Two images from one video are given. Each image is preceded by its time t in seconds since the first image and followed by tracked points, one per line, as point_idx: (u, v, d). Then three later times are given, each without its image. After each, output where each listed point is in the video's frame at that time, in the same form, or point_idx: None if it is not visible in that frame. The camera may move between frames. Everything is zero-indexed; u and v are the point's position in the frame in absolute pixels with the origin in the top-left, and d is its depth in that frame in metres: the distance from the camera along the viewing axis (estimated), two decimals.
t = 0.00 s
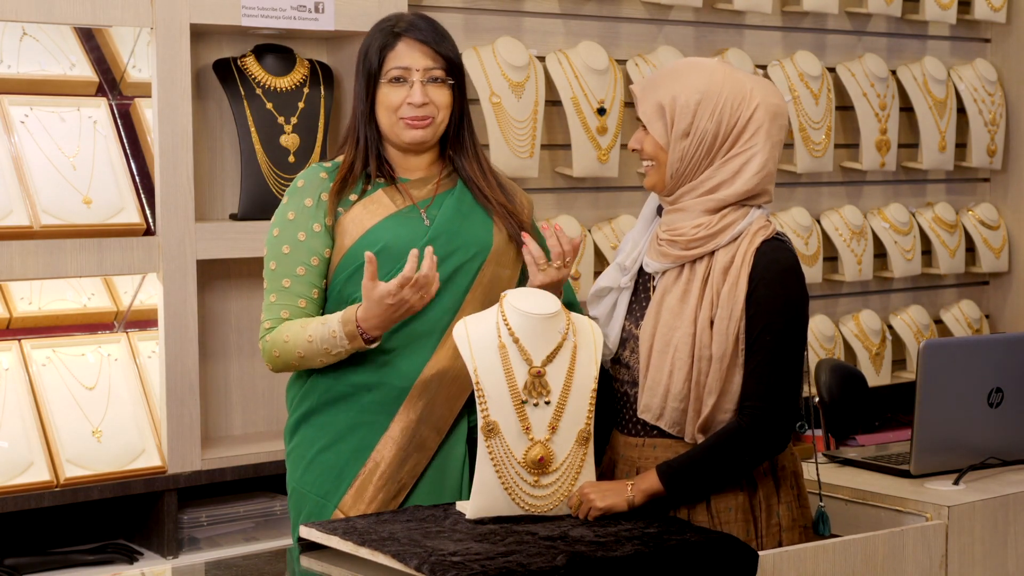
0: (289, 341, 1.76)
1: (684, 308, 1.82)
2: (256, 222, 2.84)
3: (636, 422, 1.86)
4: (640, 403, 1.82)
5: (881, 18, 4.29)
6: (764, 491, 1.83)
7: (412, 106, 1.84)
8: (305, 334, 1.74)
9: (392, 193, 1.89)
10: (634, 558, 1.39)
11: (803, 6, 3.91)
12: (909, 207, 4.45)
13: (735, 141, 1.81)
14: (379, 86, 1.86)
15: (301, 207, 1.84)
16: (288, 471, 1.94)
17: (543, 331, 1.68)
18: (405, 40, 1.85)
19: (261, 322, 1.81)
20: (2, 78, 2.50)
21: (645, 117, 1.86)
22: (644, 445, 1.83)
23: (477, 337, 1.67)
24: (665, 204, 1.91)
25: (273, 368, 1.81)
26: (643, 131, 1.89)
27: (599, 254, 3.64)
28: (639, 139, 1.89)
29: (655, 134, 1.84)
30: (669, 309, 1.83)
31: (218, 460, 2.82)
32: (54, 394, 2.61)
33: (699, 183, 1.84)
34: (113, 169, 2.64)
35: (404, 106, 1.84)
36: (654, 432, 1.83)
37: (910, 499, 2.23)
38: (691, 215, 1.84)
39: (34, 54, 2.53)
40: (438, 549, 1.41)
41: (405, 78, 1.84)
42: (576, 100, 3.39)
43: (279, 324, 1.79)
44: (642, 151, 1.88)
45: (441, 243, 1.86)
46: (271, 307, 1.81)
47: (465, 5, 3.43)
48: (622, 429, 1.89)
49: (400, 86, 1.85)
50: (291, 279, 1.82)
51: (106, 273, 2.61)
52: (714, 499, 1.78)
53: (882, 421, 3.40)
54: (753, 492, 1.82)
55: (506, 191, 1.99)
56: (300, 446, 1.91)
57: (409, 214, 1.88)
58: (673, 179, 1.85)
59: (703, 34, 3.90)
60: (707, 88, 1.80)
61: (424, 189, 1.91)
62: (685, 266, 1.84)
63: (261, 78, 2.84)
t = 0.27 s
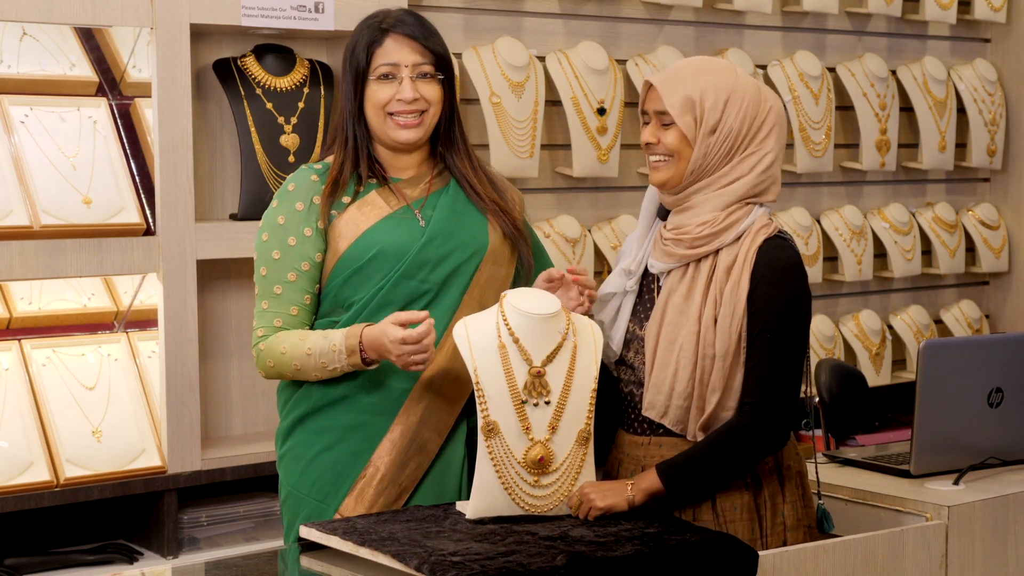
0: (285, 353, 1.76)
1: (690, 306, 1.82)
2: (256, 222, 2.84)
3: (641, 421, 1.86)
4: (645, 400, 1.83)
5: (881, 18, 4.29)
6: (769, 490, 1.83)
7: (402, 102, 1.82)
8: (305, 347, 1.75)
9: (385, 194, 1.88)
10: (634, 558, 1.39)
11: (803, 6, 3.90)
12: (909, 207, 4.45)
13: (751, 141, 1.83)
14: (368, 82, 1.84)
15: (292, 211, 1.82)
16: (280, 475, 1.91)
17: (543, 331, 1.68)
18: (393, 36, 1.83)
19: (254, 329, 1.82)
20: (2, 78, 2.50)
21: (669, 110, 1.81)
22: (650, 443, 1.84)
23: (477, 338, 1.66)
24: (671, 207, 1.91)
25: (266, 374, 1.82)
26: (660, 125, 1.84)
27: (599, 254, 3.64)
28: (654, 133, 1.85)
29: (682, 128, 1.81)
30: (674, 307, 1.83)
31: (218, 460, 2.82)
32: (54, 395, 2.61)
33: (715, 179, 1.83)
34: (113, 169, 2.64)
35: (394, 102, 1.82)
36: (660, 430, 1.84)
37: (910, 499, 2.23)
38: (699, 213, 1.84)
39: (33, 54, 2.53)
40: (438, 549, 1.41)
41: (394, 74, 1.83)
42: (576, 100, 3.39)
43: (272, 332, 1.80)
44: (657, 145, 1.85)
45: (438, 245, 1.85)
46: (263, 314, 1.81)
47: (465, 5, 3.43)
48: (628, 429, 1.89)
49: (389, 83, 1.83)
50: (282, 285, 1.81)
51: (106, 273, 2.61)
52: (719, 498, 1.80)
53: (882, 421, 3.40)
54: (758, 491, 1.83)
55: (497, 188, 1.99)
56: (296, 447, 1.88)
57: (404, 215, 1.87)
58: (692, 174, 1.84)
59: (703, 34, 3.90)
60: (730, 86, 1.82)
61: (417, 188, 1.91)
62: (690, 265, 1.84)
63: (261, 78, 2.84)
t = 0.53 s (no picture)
0: (293, 361, 1.74)
1: (692, 302, 1.82)
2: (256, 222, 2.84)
3: (645, 419, 1.86)
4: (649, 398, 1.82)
5: (881, 18, 4.29)
6: (773, 489, 1.83)
7: (392, 102, 1.81)
8: (315, 355, 1.74)
9: (379, 197, 1.87)
10: (634, 558, 1.39)
11: (803, 6, 3.90)
12: (908, 207, 4.45)
13: (754, 139, 1.84)
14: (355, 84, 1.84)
15: (286, 217, 1.80)
16: (278, 477, 1.90)
17: (543, 332, 1.68)
18: (380, 36, 1.82)
19: (253, 337, 1.79)
20: (2, 78, 2.50)
21: (684, 115, 1.79)
22: (653, 443, 1.84)
23: (477, 339, 1.66)
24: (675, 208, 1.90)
25: (266, 382, 1.80)
26: (672, 129, 1.82)
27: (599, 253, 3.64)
28: (665, 137, 1.82)
29: (697, 133, 1.79)
30: (678, 304, 1.83)
31: (218, 460, 2.82)
32: (54, 395, 2.61)
33: (723, 180, 1.83)
34: (113, 169, 2.64)
35: (383, 102, 1.82)
36: (664, 429, 1.84)
37: (910, 499, 2.23)
38: (703, 211, 1.84)
39: (33, 54, 2.53)
40: (438, 549, 1.41)
41: (383, 74, 1.82)
42: (576, 100, 3.39)
43: (273, 339, 1.77)
44: (669, 150, 1.82)
45: (434, 246, 1.85)
46: (262, 322, 1.79)
47: (465, 5, 3.43)
48: (633, 429, 1.89)
49: (377, 84, 1.82)
50: (281, 292, 1.79)
51: (106, 273, 2.61)
52: (723, 497, 1.80)
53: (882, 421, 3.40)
54: (762, 489, 1.83)
55: (489, 184, 1.98)
56: (295, 450, 1.87)
57: (399, 217, 1.87)
58: (705, 177, 1.83)
59: (703, 34, 3.90)
60: (736, 88, 1.82)
61: (409, 189, 1.90)
62: (694, 262, 1.84)
63: (261, 78, 2.85)
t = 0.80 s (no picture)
0: (290, 366, 1.73)
1: (691, 301, 1.82)
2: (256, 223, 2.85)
3: (647, 419, 1.86)
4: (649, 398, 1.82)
5: (881, 18, 4.29)
6: (775, 488, 1.83)
7: (393, 112, 1.78)
8: (313, 363, 1.73)
9: (372, 197, 1.86)
10: (634, 558, 1.40)
11: (803, 6, 3.90)
12: (909, 207, 4.45)
13: (753, 142, 1.82)
14: (356, 90, 1.79)
15: (278, 219, 1.79)
16: (276, 478, 1.89)
17: (542, 331, 1.68)
18: (383, 43, 1.77)
19: (247, 341, 1.78)
20: (2, 78, 2.50)
21: (669, 114, 1.80)
22: (656, 442, 1.84)
23: (476, 338, 1.66)
24: (673, 207, 1.90)
25: (260, 387, 1.78)
26: (661, 127, 1.84)
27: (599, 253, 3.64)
28: (654, 134, 1.85)
29: (679, 132, 1.80)
30: (676, 303, 1.83)
31: (218, 460, 2.82)
32: (54, 395, 2.61)
33: (716, 181, 1.83)
34: (113, 169, 2.64)
35: (383, 111, 1.78)
36: (666, 429, 1.84)
37: (910, 499, 2.23)
38: (699, 211, 1.84)
39: (33, 54, 2.53)
40: (438, 549, 1.41)
41: (384, 83, 1.77)
42: (576, 100, 3.39)
43: (267, 342, 1.76)
44: (656, 148, 1.85)
45: (428, 247, 1.83)
46: (256, 325, 1.77)
47: (466, 5, 3.43)
48: (635, 426, 1.89)
49: (379, 92, 1.78)
50: (274, 294, 1.77)
51: (106, 273, 2.61)
52: (725, 496, 1.81)
53: (882, 421, 3.40)
54: (765, 489, 1.83)
55: (484, 182, 1.96)
56: (292, 453, 1.86)
57: (393, 217, 1.85)
58: (691, 177, 1.84)
59: (703, 34, 3.90)
60: (731, 90, 1.81)
61: (403, 188, 1.88)
62: (692, 262, 1.84)
63: (261, 78, 2.85)
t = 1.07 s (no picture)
0: (286, 369, 1.73)
1: (694, 303, 1.82)
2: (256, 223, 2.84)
3: (649, 419, 1.86)
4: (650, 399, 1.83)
5: (881, 18, 4.29)
6: (777, 488, 1.83)
7: (405, 127, 1.77)
8: (310, 367, 1.73)
9: (369, 200, 1.84)
10: (634, 558, 1.40)
11: (803, 6, 3.90)
12: (909, 207, 4.45)
13: (753, 141, 1.82)
14: (368, 105, 1.76)
15: (275, 221, 1.78)
16: (272, 483, 1.89)
17: (542, 331, 1.68)
18: (400, 60, 1.74)
19: (242, 343, 1.77)
20: (2, 78, 2.50)
21: (665, 113, 1.81)
22: (657, 442, 1.84)
23: (476, 338, 1.66)
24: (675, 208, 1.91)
25: (255, 389, 1.78)
26: (659, 127, 1.85)
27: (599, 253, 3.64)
28: (653, 135, 1.86)
29: (676, 129, 1.81)
30: (679, 304, 1.83)
31: (218, 460, 2.82)
32: (53, 395, 2.61)
33: (715, 181, 1.83)
34: (113, 169, 2.64)
35: (395, 126, 1.77)
36: (668, 429, 1.84)
37: (910, 499, 2.23)
38: (702, 212, 1.84)
39: (33, 54, 2.53)
40: (438, 549, 1.42)
41: (399, 100, 1.75)
42: (576, 100, 3.39)
43: (263, 345, 1.75)
44: (656, 147, 1.85)
45: (426, 250, 1.82)
46: (252, 327, 1.76)
47: (466, 5, 3.43)
48: (637, 426, 1.89)
49: (392, 108, 1.75)
50: (270, 297, 1.77)
51: (106, 273, 2.61)
52: (727, 495, 1.81)
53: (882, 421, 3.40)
54: (766, 489, 1.83)
55: (479, 181, 1.96)
56: (288, 456, 1.85)
57: (391, 220, 1.85)
58: (690, 176, 1.84)
59: (703, 35, 3.90)
60: (729, 89, 1.81)
61: (400, 190, 1.87)
62: (695, 263, 1.84)
63: (261, 77, 2.85)
